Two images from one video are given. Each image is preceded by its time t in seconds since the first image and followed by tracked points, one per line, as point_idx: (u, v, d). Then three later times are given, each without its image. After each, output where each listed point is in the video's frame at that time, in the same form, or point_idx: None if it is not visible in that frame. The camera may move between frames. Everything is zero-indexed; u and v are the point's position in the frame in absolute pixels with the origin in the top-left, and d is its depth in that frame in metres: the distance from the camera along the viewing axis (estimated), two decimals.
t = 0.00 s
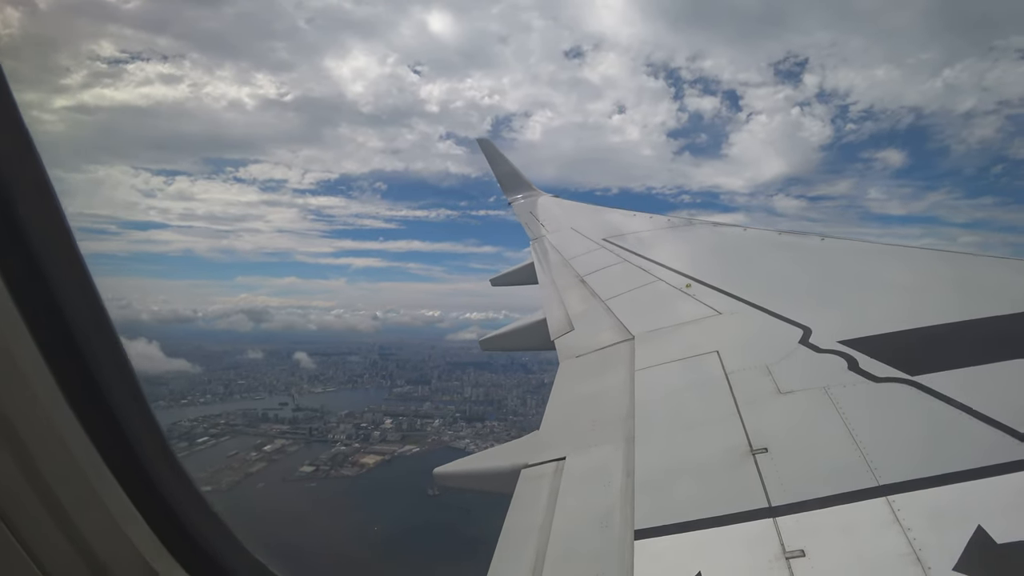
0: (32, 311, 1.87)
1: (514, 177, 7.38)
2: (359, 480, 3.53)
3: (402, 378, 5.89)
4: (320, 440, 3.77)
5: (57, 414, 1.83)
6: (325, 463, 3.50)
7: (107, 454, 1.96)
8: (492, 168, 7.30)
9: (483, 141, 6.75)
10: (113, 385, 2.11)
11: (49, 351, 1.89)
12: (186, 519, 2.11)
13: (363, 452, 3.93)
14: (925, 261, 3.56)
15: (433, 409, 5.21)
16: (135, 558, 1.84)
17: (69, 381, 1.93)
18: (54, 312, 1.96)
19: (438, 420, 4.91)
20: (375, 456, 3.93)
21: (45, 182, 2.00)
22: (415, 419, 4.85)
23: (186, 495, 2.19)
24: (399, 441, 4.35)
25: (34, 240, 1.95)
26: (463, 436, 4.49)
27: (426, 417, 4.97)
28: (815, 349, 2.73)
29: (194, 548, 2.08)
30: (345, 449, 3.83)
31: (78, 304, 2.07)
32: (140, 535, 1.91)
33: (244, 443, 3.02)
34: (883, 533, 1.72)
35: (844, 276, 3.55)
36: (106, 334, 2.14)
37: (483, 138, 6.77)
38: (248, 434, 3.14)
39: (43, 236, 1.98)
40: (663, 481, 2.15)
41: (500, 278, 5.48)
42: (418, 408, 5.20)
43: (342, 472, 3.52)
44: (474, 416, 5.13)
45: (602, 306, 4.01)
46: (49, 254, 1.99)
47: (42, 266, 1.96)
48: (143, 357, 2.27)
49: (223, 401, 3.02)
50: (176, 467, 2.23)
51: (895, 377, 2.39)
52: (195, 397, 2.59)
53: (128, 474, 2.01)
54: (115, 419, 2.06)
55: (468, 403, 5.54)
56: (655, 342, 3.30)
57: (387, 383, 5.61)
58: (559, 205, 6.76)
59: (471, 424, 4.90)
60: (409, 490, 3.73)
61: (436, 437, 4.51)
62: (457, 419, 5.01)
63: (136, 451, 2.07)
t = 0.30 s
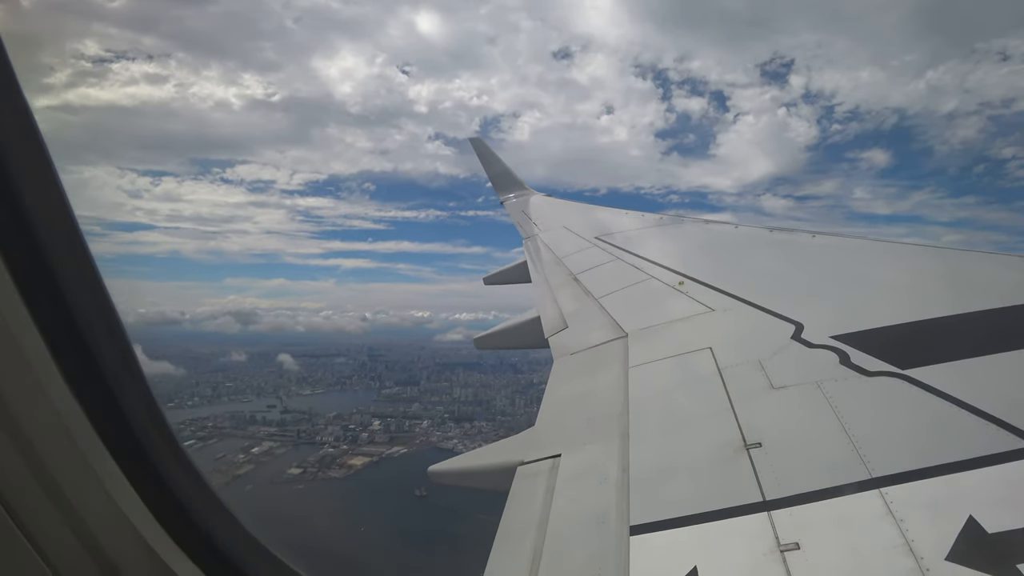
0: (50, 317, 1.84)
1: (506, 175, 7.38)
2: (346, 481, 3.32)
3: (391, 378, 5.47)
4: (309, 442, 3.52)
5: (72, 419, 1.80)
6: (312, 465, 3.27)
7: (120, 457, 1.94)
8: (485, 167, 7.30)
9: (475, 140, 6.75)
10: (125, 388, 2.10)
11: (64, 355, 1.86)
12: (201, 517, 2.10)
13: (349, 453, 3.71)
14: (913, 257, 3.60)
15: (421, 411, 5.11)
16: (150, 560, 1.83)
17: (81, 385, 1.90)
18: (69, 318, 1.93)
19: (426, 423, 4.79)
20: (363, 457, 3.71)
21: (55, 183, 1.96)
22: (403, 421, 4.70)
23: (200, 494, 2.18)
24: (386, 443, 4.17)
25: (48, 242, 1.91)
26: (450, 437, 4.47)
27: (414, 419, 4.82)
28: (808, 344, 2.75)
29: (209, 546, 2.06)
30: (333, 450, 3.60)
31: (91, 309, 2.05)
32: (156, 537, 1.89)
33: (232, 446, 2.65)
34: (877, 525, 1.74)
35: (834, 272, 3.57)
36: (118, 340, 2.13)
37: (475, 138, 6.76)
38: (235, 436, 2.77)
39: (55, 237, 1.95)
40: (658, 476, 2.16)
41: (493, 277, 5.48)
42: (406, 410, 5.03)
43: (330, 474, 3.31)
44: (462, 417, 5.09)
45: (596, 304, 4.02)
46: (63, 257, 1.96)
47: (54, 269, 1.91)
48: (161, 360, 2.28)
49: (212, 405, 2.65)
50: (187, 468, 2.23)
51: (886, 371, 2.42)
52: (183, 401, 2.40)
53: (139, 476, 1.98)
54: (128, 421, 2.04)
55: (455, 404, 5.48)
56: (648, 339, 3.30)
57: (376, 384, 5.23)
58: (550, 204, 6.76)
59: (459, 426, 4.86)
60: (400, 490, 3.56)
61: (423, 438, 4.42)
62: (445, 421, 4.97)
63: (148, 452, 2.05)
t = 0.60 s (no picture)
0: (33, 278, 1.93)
1: (501, 172, 7.36)
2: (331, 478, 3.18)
3: (378, 375, 5.23)
4: (293, 438, 3.34)
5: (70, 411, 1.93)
6: (296, 462, 3.11)
7: (118, 450, 2.07)
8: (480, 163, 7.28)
9: (470, 136, 6.73)
10: (119, 366, 2.20)
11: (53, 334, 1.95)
12: (195, 505, 2.23)
13: (334, 451, 3.49)
14: (904, 258, 3.62)
15: (408, 407, 4.82)
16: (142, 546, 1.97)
17: (79, 380, 2.01)
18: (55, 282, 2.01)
19: (413, 420, 4.52)
20: (348, 454, 3.50)
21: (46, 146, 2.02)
22: (389, 417, 4.42)
23: (198, 484, 2.32)
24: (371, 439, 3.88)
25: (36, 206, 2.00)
26: (436, 435, 4.30)
27: (401, 416, 4.55)
28: (799, 343, 2.77)
29: (202, 533, 2.19)
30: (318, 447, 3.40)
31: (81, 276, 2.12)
32: (150, 524, 2.02)
33: (218, 442, 2.55)
34: (863, 522, 1.76)
35: (826, 271, 3.60)
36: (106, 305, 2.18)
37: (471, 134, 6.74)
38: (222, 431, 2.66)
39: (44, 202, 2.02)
40: (649, 473, 2.17)
41: (486, 273, 5.47)
42: (393, 406, 4.73)
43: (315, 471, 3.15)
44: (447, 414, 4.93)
45: (590, 301, 4.02)
46: (63, 247, 2.05)
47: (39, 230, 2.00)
48: (154, 353, 2.34)
49: (199, 399, 2.54)
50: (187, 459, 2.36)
51: (876, 370, 2.44)
52: (168, 396, 2.39)
53: (137, 465, 2.12)
54: (127, 414, 2.17)
55: (442, 400, 5.30)
56: (641, 336, 3.31)
57: (362, 381, 4.97)
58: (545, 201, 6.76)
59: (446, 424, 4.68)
60: (385, 486, 3.32)
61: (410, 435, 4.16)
62: (431, 417, 4.79)
63: (145, 441, 2.19)
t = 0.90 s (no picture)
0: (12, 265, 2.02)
1: (496, 171, 7.35)
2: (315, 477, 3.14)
3: (366, 374, 5.22)
4: (280, 436, 3.30)
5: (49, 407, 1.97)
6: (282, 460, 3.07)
7: (101, 447, 2.11)
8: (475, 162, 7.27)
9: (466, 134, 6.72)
10: (99, 354, 2.26)
11: (33, 323, 2.01)
12: (179, 502, 2.28)
13: (320, 449, 3.46)
14: (896, 263, 3.64)
15: (396, 406, 4.81)
16: (121, 543, 2.01)
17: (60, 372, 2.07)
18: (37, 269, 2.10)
19: (400, 419, 4.50)
20: (333, 452, 3.46)
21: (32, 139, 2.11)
22: (376, 415, 4.40)
23: (182, 483, 2.36)
24: (358, 438, 3.84)
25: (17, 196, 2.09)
26: (422, 434, 4.27)
27: (388, 414, 4.53)
28: (791, 347, 2.79)
29: (185, 531, 2.22)
30: (304, 446, 3.38)
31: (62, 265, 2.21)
32: (132, 520, 2.06)
33: (204, 439, 2.54)
34: (852, 524, 1.77)
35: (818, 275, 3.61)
36: (87, 293, 2.27)
37: (466, 132, 6.73)
38: (206, 428, 2.62)
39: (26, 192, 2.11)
40: (640, 473, 2.18)
41: (479, 272, 5.46)
42: (381, 405, 4.71)
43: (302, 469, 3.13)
44: (435, 414, 4.92)
45: (584, 301, 4.02)
46: (46, 245, 2.15)
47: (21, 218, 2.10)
48: (136, 349, 2.38)
49: (184, 396, 2.53)
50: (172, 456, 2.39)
51: (866, 374, 2.46)
52: (154, 392, 2.41)
53: (119, 460, 2.16)
54: (109, 409, 2.21)
55: (430, 400, 5.29)
56: (635, 337, 3.32)
57: (350, 379, 4.95)
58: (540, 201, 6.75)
59: (433, 424, 4.67)
60: (371, 486, 3.28)
61: (396, 433, 4.13)
62: (418, 417, 4.77)
63: (127, 436, 2.23)
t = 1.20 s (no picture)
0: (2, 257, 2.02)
1: (493, 169, 7.34)
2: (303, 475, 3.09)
3: (357, 373, 5.19)
4: (269, 434, 3.28)
5: (43, 399, 1.96)
6: (272, 458, 3.06)
7: (95, 440, 2.10)
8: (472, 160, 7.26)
9: (463, 132, 6.70)
10: (91, 346, 2.25)
11: (24, 315, 2.00)
12: (173, 496, 2.27)
13: (308, 447, 3.42)
14: (891, 263, 3.65)
15: (386, 405, 4.79)
16: (115, 537, 2.01)
17: (54, 364, 2.05)
18: (28, 262, 2.10)
19: (390, 418, 4.47)
20: (322, 451, 3.42)
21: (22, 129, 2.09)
22: (365, 414, 4.37)
23: (177, 478, 2.36)
24: (348, 437, 3.81)
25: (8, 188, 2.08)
26: (412, 433, 4.25)
27: (378, 413, 4.51)
28: (786, 346, 2.80)
29: (179, 526, 2.21)
30: (293, 444, 3.34)
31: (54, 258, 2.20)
32: (126, 516, 2.05)
33: (193, 437, 2.51)
34: (845, 523, 1.78)
35: (814, 274, 3.63)
36: (81, 286, 2.26)
37: (463, 130, 6.72)
38: (195, 429, 2.55)
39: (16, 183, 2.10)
40: (636, 472, 2.18)
41: (475, 270, 5.45)
42: (371, 404, 4.68)
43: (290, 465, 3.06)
44: (425, 413, 4.89)
45: (580, 300, 4.02)
46: (38, 239, 2.15)
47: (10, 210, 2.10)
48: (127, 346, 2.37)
49: (176, 395, 2.43)
50: (165, 450, 2.39)
51: (861, 373, 2.47)
52: (142, 390, 2.38)
53: (114, 455, 2.15)
54: (102, 403, 2.21)
55: (420, 399, 5.26)
56: (631, 336, 3.33)
57: (341, 378, 4.92)
58: (537, 199, 6.75)
59: (423, 423, 4.65)
60: (361, 485, 3.24)
61: (386, 433, 4.11)
62: (409, 416, 4.74)
63: (120, 430, 2.23)
